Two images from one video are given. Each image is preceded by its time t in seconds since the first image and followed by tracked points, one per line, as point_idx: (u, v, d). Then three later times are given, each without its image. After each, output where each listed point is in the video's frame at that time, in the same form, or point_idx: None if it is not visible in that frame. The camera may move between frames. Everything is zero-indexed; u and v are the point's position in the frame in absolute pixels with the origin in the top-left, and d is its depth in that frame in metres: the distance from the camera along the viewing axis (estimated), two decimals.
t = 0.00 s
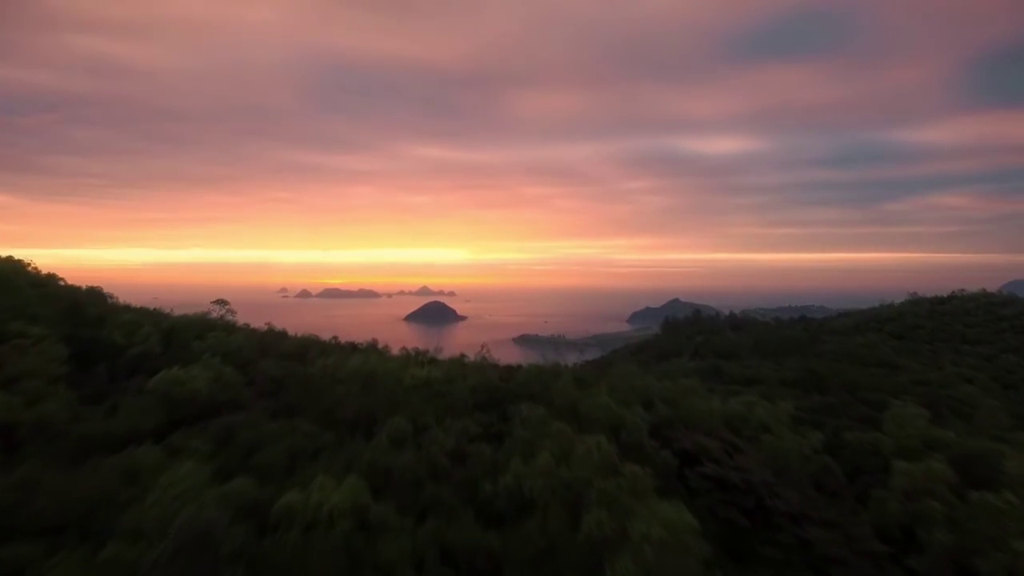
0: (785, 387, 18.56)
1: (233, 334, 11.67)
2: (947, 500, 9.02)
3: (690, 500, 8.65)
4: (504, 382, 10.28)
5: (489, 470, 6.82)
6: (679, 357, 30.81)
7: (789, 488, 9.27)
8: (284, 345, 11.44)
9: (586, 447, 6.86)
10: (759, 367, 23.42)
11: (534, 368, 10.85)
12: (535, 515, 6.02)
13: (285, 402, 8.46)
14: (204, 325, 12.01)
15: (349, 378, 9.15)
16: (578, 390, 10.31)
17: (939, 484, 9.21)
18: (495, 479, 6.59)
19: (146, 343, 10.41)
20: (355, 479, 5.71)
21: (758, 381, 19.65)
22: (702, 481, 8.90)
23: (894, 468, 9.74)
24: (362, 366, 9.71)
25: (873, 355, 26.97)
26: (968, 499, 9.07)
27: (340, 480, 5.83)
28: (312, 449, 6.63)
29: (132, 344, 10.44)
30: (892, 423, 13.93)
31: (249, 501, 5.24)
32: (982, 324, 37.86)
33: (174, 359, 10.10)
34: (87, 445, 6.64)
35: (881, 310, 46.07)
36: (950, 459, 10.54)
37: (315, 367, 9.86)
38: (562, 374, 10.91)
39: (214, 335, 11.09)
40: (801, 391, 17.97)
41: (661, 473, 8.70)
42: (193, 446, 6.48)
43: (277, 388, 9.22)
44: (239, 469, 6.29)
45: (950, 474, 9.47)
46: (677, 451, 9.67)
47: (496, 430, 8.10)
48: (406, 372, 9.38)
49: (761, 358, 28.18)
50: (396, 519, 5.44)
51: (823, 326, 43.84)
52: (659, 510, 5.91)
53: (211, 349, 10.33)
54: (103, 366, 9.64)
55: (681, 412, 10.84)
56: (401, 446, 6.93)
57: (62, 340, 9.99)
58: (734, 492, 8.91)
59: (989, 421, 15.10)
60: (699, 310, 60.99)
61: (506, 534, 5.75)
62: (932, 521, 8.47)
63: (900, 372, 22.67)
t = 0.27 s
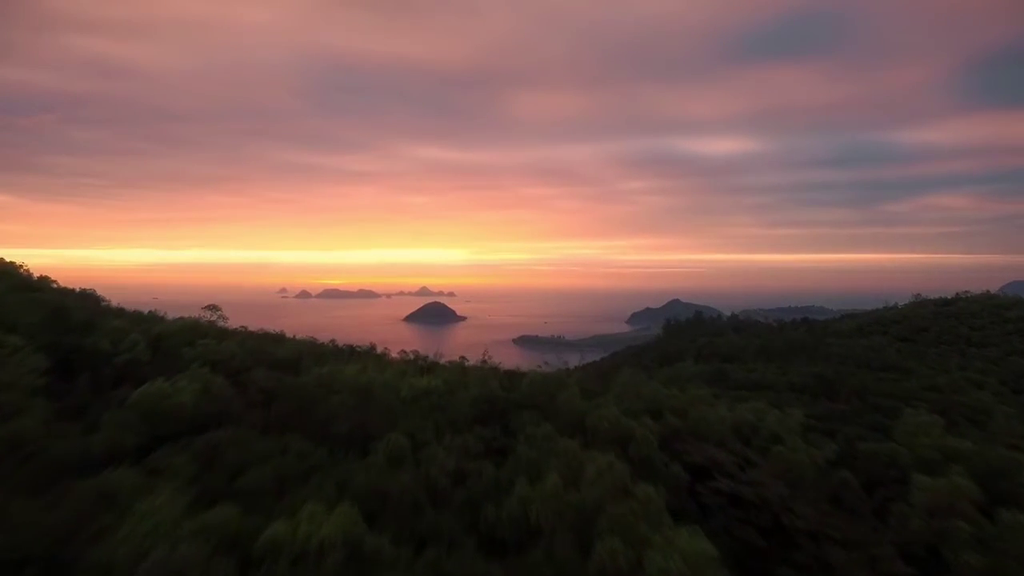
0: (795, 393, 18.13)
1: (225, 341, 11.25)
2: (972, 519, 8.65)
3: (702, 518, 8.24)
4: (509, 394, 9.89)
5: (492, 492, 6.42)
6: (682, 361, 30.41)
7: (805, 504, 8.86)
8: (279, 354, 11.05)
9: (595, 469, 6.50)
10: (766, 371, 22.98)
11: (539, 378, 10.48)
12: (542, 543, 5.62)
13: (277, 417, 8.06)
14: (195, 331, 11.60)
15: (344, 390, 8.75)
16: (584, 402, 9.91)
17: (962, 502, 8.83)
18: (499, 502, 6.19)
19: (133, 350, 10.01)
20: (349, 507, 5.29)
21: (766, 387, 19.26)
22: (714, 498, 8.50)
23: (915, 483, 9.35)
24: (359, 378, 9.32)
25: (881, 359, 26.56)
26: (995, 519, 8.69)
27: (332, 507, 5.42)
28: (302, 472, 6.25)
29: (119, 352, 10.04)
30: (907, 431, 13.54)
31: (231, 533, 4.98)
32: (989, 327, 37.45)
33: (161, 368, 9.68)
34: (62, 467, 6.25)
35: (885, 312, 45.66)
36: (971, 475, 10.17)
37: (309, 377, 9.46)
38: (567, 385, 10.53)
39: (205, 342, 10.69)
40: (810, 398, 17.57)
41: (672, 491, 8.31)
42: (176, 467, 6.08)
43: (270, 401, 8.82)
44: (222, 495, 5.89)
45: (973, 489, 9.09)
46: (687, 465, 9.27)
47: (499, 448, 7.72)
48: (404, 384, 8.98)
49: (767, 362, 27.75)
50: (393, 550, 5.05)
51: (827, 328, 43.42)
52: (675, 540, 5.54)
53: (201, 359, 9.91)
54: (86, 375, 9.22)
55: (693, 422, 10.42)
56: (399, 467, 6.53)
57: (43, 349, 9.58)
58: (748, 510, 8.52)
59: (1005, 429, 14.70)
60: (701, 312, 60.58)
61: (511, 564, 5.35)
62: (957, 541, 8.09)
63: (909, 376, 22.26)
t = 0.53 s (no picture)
0: (804, 400, 17.67)
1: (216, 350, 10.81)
2: (1001, 540, 8.23)
3: (718, 539, 7.80)
4: (512, 407, 9.47)
5: (495, 519, 6.00)
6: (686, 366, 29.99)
7: (823, 523, 8.43)
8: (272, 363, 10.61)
9: (607, 493, 6.06)
10: (772, 376, 22.53)
11: (544, 389, 10.05)
12: None
13: (267, 433, 7.64)
14: (185, 336, 11.16)
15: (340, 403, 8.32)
16: (592, 414, 9.49)
17: (990, 521, 8.40)
18: (503, 530, 5.76)
19: (119, 358, 9.58)
20: (339, 540, 4.87)
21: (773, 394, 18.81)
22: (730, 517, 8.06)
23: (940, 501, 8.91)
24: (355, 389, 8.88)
25: (890, 363, 26.08)
26: None
27: (321, 541, 4.99)
28: (291, 499, 5.84)
29: (104, 362, 9.61)
30: (923, 441, 13.12)
31: (210, 566, 4.73)
32: (995, 329, 37.07)
33: (148, 379, 9.25)
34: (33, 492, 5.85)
35: (889, 314, 45.28)
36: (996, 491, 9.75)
37: (303, 387, 9.04)
38: (574, 396, 10.10)
39: (195, 350, 10.26)
40: (820, 405, 17.12)
41: (685, 510, 7.88)
42: (154, 492, 5.67)
43: (261, 414, 8.38)
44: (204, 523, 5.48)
45: (1000, 507, 8.66)
46: (700, 481, 8.84)
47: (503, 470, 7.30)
48: (403, 396, 8.54)
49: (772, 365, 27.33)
50: None
51: (831, 331, 43.02)
52: None
53: (189, 369, 9.47)
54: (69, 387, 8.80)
55: (704, 434, 9.97)
56: (395, 491, 6.10)
57: (23, 358, 9.15)
58: (766, 530, 8.06)
59: None
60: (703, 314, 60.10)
61: None
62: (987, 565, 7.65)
63: (918, 381, 21.85)
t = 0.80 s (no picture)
0: (814, 408, 17.22)
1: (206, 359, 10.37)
2: None
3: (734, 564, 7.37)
4: (515, 421, 9.03)
5: (500, 551, 5.55)
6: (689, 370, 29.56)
7: (844, 544, 8.00)
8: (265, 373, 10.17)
9: (621, 520, 5.64)
10: (779, 382, 22.07)
11: (548, 402, 9.61)
12: None
13: (256, 453, 7.21)
14: (175, 343, 10.74)
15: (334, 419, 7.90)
16: (599, 428, 9.07)
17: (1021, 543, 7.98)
18: (509, 564, 5.32)
19: (102, 369, 9.13)
20: None
21: (781, 401, 18.37)
22: (745, 538, 7.66)
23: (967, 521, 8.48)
24: (352, 402, 8.46)
25: (897, 368, 25.69)
26: None
27: None
28: (280, 530, 5.44)
29: (87, 373, 9.19)
30: (940, 453, 12.68)
31: None
32: (1001, 331, 36.66)
33: (132, 390, 8.79)
34: None
35: (893, 316, 44.88)
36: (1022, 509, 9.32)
37: (297, 401, 8.60)
38: (580, 408, 9.69)
39: (184, 360, 9.83)
40: (830, 413, 16.67)
41: (699, 533, 7.46)
42: (129, 523, 5.23)
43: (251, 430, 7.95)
44: (184, 558, 5.05)
45: None
46: (713, 499, 8.42)
47: (505, 493, 6.88)
48: (402, 411, 8.11)
49: (777, 369, 26.91)
50: None
51: (835, 333, 42.62)
52: None
53: (176, 380, 9.03)
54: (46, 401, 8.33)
55: (716, 448, 9.53)
56: (392, 519, 5.69)
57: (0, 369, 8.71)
58: (785, 553, 7.60)
59: None
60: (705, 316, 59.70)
61: None
62: None
63: (929, 387, 21.42)
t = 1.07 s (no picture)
0: (824, 415, 16.80)
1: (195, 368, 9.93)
2: None
3: None
4: (519, 435, 8.60)
5: None
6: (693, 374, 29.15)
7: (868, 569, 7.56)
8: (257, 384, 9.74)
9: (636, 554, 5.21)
10: (787, 387, 21.63)
11: (554, 414, 9.18)
12: None
13: (243, 474, 6.78)
14: (163, 353, 10.33)
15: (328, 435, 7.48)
16: (607, 443, 8.64)
17: None
18: None
19: (85, 380, 8.70)
20: None
21: (790, 408, 17.94)
22: (765, 562, 7.21)
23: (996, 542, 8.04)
24: (347, 418, 8.03)
25: (905, 372, 25.27)
26: None
27: None
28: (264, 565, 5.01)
29: (69, 384, 8.75)
30: (958, 467, 12.24)
31: None
32: (1008, 334, 36.26)
33: (114, 403, 8.35)
34: None
35: (898, 318, 44.45)
36: None
37: (290, 416, 8.17)
38: (587, 421, 9.26)
39: (172, 370, 9.40)
40: (842, 421, 16.23)
41: (716, 557, 7.02)
42: (99, 558, 4.81)
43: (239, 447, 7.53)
44: None
45: None
46: (729, 519, 7.98)
47: (509, 518, 6.46)
48: (399, 427, 7.68)
49: (784, 373, 26.47)
50: None
51: (839, 335, 42.21)
52: None
53: (162, 392, 8.59)
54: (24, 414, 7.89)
55: (730, 462, 9.10)
56: (387, 553, 5.26)
57: None
58: None
59: None
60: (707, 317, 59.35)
61: None
62: None
63: (940, 393, 20.97)
